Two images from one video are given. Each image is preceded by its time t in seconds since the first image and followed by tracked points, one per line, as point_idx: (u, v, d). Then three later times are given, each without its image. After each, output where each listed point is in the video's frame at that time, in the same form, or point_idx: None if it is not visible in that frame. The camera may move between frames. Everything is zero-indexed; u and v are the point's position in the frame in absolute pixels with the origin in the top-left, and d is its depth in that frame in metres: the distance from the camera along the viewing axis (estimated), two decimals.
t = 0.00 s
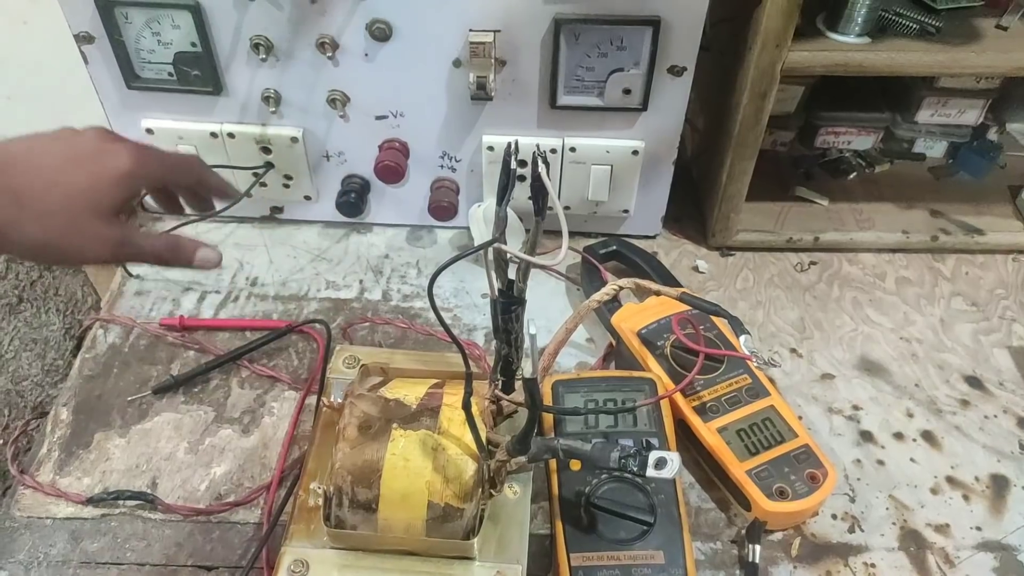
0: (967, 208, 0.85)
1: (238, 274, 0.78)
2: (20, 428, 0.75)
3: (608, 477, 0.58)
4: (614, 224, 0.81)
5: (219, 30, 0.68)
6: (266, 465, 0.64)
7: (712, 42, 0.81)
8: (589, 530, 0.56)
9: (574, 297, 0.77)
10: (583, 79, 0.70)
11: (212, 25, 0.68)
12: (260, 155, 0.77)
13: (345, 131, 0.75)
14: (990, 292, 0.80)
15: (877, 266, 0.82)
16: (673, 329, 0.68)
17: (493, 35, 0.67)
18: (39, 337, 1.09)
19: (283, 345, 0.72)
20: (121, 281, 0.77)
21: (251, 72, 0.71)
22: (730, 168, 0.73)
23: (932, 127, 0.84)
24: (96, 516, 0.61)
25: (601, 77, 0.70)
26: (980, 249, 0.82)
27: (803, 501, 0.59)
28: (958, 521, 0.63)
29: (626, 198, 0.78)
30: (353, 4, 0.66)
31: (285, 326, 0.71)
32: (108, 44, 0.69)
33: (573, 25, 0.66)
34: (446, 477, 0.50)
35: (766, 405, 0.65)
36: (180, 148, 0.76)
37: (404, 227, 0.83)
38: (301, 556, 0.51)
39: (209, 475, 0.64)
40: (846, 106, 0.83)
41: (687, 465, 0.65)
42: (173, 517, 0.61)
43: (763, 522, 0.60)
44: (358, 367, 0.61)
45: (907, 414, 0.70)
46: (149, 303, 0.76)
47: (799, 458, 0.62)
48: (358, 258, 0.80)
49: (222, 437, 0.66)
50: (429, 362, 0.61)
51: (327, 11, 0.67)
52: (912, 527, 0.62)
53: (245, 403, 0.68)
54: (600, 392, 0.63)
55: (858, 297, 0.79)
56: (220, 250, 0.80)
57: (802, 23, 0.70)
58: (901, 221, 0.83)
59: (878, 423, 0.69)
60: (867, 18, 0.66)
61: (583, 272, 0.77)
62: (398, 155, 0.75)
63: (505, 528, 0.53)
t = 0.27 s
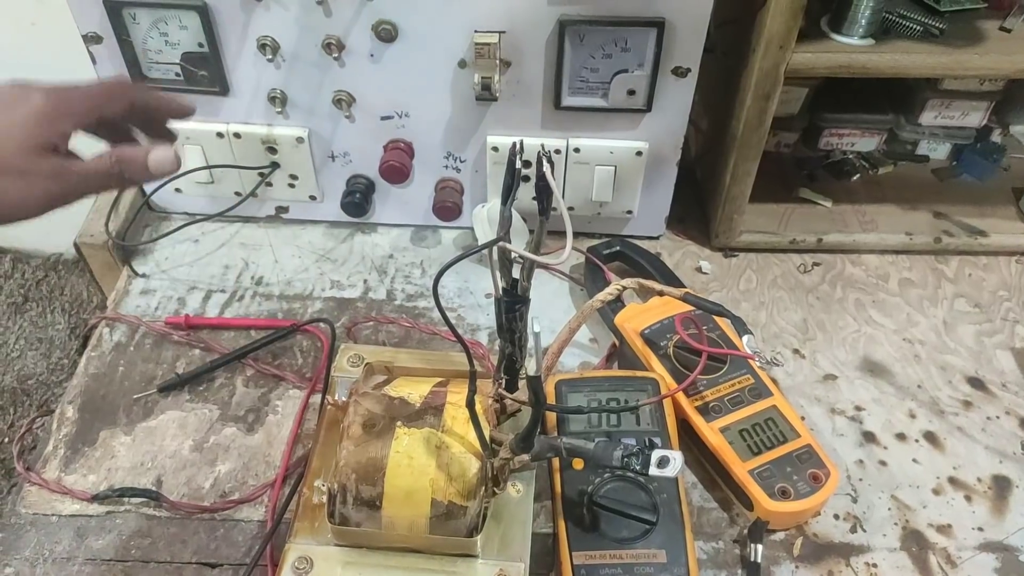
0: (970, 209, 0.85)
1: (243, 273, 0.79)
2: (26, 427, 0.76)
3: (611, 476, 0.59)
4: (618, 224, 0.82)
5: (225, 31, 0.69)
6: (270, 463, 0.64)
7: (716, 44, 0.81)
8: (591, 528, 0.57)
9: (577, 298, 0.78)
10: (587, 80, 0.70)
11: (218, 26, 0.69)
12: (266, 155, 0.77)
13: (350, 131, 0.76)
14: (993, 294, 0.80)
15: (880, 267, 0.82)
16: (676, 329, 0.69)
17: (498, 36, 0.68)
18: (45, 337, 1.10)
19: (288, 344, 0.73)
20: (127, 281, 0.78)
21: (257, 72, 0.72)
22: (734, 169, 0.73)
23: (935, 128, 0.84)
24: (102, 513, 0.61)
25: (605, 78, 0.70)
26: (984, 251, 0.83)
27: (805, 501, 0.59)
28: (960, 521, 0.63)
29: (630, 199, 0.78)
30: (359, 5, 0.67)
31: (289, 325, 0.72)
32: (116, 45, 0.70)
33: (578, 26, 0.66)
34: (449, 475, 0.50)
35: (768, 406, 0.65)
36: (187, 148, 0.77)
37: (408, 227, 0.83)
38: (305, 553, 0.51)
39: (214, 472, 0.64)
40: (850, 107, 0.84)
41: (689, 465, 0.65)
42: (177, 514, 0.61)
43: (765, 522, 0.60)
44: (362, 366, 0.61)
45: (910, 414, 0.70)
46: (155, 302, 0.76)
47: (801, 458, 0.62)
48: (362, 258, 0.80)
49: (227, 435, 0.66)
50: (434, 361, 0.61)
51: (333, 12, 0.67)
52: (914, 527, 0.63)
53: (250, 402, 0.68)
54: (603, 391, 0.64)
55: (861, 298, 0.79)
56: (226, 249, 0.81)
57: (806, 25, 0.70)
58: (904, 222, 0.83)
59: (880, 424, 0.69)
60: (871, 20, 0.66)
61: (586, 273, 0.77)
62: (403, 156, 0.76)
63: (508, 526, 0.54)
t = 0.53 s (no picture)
0: (969, 210, 0.85)
1: (243, 273, 0.79)
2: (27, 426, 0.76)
3: (610, 475, 0.59)
4: (617, 225, 0.82)
5: (226, 32, 0.69)
6: (270, 463, 0.65)
7: (716, 45, 0.81)
8: (590, 528, 0.57)
9: (577, 298, 0.78)
10: (587, 80, 0.70)
11: (219, 27, 0.69)
12: (266, 155, 0.77)
13: (350, 132, 0.76)
14: (992, 294, 0.80)
15: (879, 268, 0.82)
16: (675, 330, 0.69)
17: (498, 37, 0.68)
18: (46, 337, 1.11)
19: (288, 344, 0.73)
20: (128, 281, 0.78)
21: (257, 73, 0.72)
22: (734, 170, 0.74)
23: (934, 130, 0.84)
24: (101, 512, 0.62)
25: (605, 78, 0.70)
26: (983, 251, 0.83)
27: (804, 501, 0.60)
28: (959, 521, 0.63)
29: (629, 200, 0.78)
30: (359, 6, 0.67)
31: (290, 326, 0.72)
32: (117, 45, 0.70)
33: (577, 27, 0.66)
34: (449, 474, 0.50)
35: (767, 406, 0.65)
36: (187, 148, 0.77)
37: (408, 228, 0.83)
38: (305, 552, 0.51)
39: (214, 472, 0.64)
40: (849, 109, 0.84)
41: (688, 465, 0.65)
42: (177, 513, 0.62)
43: (764, 522, 0.60)
44: (362, 365, 0.61)
45: (908, 415, 0.70)
46: (155, 302, 0.76)
47: (800, 458, 0.62)
48: (362, 258, 0.80)
49: (227, 435, 0.66)
50: (433, 360, 0.61)
51: (333, 13, 0.67)
52: (913, 527, 0.63)
53: (250, 401, 0.69)
54: (602, 391, 0.64)
55: (861, 299, 0.79)
56: (226, 250, 0.81)
57: (805, 26, 0.70)
58: (903, 223, 0.83)
59: (879, 424, 0.69)
60: (869, 21, 0.67)
61: (586, 273, 0.77)
62: (403, 156, 0.76)
63: (507, 525, 0.54)
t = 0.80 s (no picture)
0: (970, 212, 0.85)
1: (246, 275, 0.79)
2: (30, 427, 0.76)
3: (611, 476, 0.59)
4: (618, 226, 0.82)
5: (228, 35, 0.69)
6: (272, 464, 0.65)
7: (717, 46, 0.81)
8: (592, 528, 0.57)
9: (578, 299, 0.78)
10: (588, 82, 0.71)
11: (222, 30, 0.69)
12: (269, 157, 0.78)
13: (352, 133, 0.76)
14: (992, 296, 0.80)
15: (880, 269, 0.82)
16: (676, 331, 0.69)
17: (499, 39, 0.68)
18: (48, 338, 1.12)
19: (291, 345, 0.73)
20: (131, 282, 0.78)
21: (260, 75, 0.72)
22: (734, 172, 0.74)
23: (935, 132, 0.85)
24: (105, 513, 0.62)
25: (606, 80, 0.70)
26: (983, 252, 0.83)
27: (804, 501, 0.60)
28: (959, 522, 0.63)
29: (630, 201, 0.79)
30: (361, 8, 0.67)
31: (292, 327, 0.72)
32: (120, 48, 0.71)
33: (578, 30, 0.67)
34: (451, 474, 0.50)
35: (768, 406, 0.65)
36: (190, 150, 0.77)
37: (409, 229, 0.84)
38: (307, 551, 0.51)
39: (217, 472, 0.64)
40: (849, 110, 0.85)
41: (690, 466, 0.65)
42: (180, 514, 0.62)
43: (766, 522, 0.60)
44: (364, 366, 0.61)
45: (909, 416, 0.70)
46: (158, 304, 0.76)
47: (801, 458, 0.62)
48: (364, 260, 0.81)
49: (229, 436, 0.67)
50: (435, 361, 0.61)
51: (335, 15, 0.68)
52: (914, 527, 0.63)
53: (252, 402, 0.69)
54: (603, 392, 0.64)
55: (861, 300, 0.79)
56: (229, 251, 0.81)
57: (806, 28, 0.70)
58: (904, 224, 0.83)
59: (880, 425, 0.69)
60: (870, 23, 0.67)
61: (586, 274, 0.78)
62: (404, 158, 0.76)
63: (509, 525, 0.54)
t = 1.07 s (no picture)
0: (968, 213, 0.85)
1: (246, 277, 0.79)
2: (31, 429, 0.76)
3: (610, 476, 0.59)
4: (618, 228, 0.82)
5: (229, 37, 0.70)
6: (273, 464, 0.65)
7: (715, 49, 0.82)
8: (591, 528, 0.57)
9: (577, 301, 0.78)
10: (588, 84, 0.71)
11: (223, 32, 0.69)
12: (269, 159, 0.78)
13: (353, 135, 0.76)
14: (990, 297, 0.80)
15: (879, 271, 0.82)
16: (675, 332, 0.69)
17: (499, 42, 0.68)
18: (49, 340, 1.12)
19: (291, 346, 0.73)
20: (132, 284, 0.78)
21: (261, 78, 0.73)
22: (733, 173, 0.74)
23: (933, 133, 0.86)
24: (106, 514, 0.62)
25: (605, 82, 0.71)
26: (981, 254, 0.83)
27: (803, 501, 0.60)
28: (958, 522, 0.64)
29: (630, 203, 0.79)
30: (361, 11, 0.67)
31: (292, 329, 0.73)
32: (121, 51, 0.71)
33: (577, 32, 0.67)
34: (451, 474, 0.51)
35: (767, 407, 0.65)
36: (191, 152, 0.78)
37: (410, 231, 0.84)
38: (308, 552, 0.52)
39: (218, 473, 0.65)
40: (848, 112, 0.85)
41: (689, 466, 0.66)
42: (181, 515, 0.62)
43: (764, 522, 0.61)
44: (365, 367, 0.62)
45: (908, 416, 0.70)
46: (159, 305, 0.77)
47: (800, 459, 0.63)
48: (364, 261, 0.81)
49: (230, 436, 0.67)
50: (436, 362, 0.61)
51: (335, 18, 0.68)
52: (912, 528, 0.63)
53: (253, 403, 0.69)
54: (603, 393, 0.64)
55: (860, 301, 0.80)
56: (229, 253, 0.81)
57: (804, 30, 0.71)
58: (902, 226, 0.84)
59: (878, 425, 0.70)
60: (867, 25, 0.67)
61: (586, 276, 0.78)
62: (404, 160, 0.76)
63: (508, 525, 0.54)
